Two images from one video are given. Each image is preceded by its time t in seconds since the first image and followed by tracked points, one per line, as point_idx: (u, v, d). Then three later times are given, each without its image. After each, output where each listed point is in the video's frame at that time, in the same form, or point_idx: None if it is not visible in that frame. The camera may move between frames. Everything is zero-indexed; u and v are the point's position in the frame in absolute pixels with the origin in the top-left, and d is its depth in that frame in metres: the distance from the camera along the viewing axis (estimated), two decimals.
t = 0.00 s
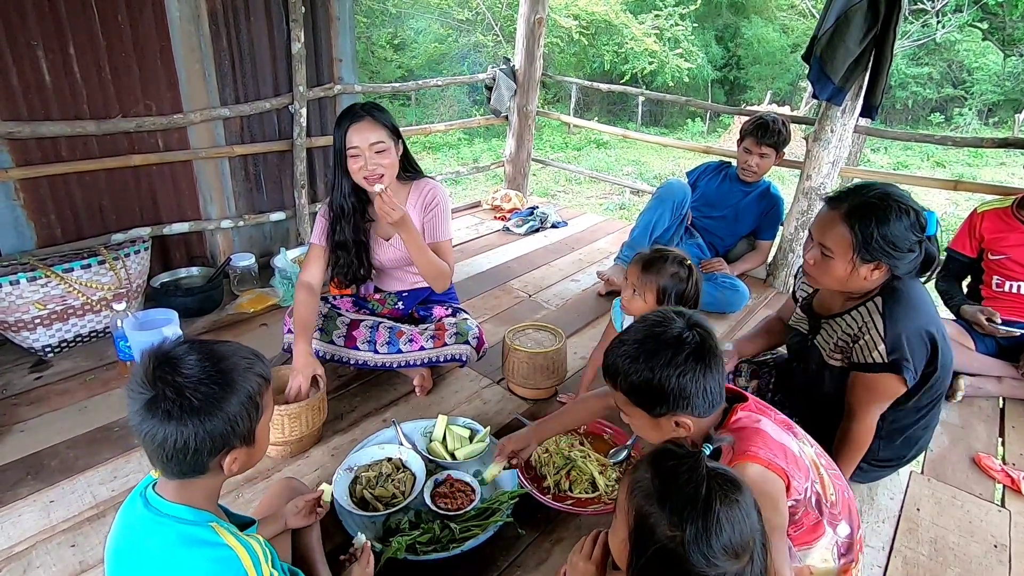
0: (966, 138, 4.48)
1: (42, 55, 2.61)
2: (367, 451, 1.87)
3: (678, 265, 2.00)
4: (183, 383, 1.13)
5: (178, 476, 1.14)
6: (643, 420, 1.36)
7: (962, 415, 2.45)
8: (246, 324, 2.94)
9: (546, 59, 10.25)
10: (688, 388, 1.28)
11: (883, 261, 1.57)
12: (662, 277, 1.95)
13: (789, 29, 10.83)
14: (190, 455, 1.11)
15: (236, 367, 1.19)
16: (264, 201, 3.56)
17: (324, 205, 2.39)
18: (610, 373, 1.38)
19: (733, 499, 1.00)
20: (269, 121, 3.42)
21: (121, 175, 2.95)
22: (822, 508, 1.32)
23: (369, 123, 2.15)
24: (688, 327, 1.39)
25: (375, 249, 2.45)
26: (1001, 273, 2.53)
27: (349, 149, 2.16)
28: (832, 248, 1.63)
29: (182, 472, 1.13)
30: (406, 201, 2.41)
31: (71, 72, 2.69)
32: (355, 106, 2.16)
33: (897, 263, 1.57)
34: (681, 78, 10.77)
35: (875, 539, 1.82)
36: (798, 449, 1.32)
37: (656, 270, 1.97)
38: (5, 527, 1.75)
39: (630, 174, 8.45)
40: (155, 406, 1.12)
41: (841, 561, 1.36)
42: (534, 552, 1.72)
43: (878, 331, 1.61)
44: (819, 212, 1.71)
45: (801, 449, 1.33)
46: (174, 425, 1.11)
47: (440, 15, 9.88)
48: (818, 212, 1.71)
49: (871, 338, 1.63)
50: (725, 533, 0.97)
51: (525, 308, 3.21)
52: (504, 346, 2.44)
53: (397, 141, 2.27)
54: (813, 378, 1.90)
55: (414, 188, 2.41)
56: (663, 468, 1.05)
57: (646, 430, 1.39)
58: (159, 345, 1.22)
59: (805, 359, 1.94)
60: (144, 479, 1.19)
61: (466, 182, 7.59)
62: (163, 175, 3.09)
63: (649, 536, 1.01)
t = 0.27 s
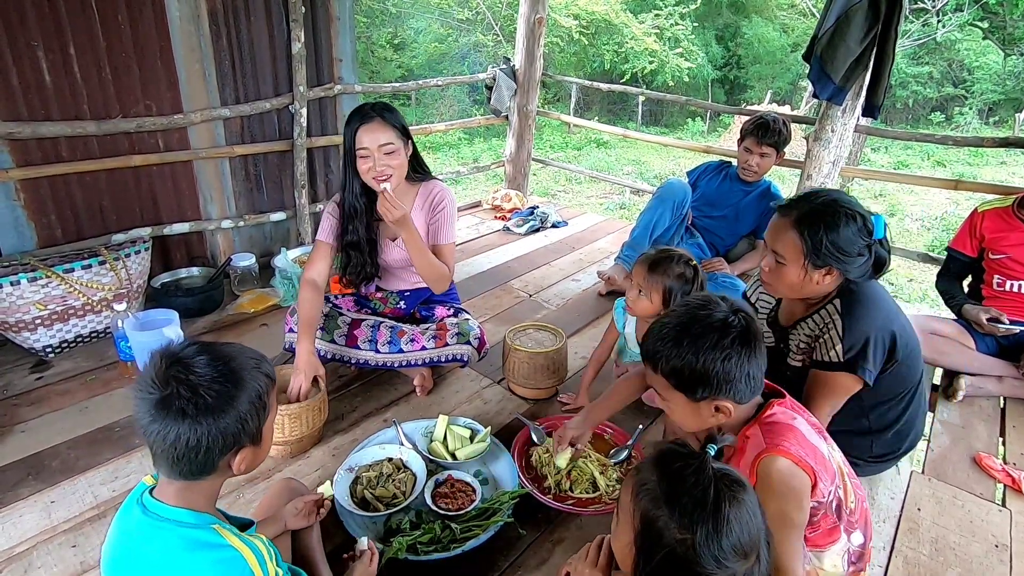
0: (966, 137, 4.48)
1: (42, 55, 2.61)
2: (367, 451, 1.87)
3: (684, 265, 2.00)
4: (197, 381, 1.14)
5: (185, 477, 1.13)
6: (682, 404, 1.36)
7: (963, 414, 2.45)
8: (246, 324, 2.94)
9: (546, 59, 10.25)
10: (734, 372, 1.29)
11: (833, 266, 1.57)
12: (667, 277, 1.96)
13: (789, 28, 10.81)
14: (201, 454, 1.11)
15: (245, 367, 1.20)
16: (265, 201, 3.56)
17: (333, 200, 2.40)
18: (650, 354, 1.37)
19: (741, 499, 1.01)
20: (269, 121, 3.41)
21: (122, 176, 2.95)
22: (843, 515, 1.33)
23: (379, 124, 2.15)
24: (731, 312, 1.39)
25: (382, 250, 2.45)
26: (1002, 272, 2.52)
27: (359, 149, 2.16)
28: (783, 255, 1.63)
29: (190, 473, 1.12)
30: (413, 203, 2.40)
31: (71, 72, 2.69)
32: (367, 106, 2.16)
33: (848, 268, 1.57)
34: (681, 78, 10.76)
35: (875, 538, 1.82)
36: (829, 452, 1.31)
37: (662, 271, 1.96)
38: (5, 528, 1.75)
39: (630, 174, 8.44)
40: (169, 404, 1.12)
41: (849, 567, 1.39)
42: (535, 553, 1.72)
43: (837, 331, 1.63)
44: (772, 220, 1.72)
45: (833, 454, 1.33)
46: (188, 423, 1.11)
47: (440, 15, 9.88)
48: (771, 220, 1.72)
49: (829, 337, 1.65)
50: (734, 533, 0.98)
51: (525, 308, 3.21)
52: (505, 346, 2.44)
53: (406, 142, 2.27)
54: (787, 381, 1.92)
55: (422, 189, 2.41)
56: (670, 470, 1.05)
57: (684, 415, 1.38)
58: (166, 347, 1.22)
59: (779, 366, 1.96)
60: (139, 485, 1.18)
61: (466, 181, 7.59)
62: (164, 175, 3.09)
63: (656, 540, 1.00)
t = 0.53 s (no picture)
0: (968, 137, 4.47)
1: (43, 56, 2.61)
2: (369, 451, 1.87)
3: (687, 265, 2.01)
4: (215, 379, 1.15)
5: (194, 476, 1.12)
6: (710, 393, 1.35)
7: (964, 414, 2.45)
8: (247, 324, 2.94)
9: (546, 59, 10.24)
10: (768, 362, 1.29)
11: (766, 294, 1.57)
12: (669, 277, 1.96)
13: (789, 28, 10.75)
14: (214, 453, 1.11)
15: (259, 368, 1.21)
16: (265, 201, 3.56)
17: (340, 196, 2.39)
18: (683, 339, 1.35)
19: (745, 497, 1.01)
20: (270, 121, 3.42)
21: (123, 176, 2.95)
22: (857, 524, 1.32)
23: (390, 121, 2.16)
24: (765, 300, 1.37)
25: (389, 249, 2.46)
26: (1003, 272, 2.52)
27: (370, 147, 2.17)
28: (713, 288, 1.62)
29: (197, 473, 1.12)
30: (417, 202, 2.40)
31: (72, 72, 2.70)
32: (376, 105, 2.16)
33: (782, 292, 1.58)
34: (681, 78, 10.75)
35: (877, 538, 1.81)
36: (850, 459, 1.31)
37: (663, 270, 1.97)
38: (7, 528, 1.75)
39: (631, 173, 8.43)
40: (187, 401, 1.13)
41: None
42: (536, 553, 1.72)
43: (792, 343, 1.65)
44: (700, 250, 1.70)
45: (854, 460, 1.33)
46: (205, 421, 1.11)
47: (440, 15, 9.87)
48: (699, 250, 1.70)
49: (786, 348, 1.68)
50: (739, 530, 0.98)
51: (526, 308, 3.21)
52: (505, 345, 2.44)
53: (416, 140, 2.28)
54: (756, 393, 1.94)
55: (427, 189, 2.41)
56: (673, 470, 1.04)
57: (711, 406, 1.38)
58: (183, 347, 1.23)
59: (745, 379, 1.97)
60: (138, 488, 1.17)
61: (467, 181, 7.59)
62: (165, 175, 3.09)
63: (661, 540, 1.00)
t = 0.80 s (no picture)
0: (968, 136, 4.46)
1: (44, 57, 2.61)
2: (369, 450, 1.88)
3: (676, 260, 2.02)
4: (209, 377, 1.15)
5: (192, 475, 1.12)
6: (718, 388, 1.34)
7: (965, 414, 2.45)
8: (248, 324, 2.95)
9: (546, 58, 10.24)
10: (780, 358, 1.30)
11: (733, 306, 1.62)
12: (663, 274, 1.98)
13: (789, 27, 10.66)
14: (210, 451, 1.12)
15: (255, 365, 1.21)
16: (266, 201, 3.57)
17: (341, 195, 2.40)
18: (694, 330, 1.35)
19: (745, 500, 1.01)
20: (270, 121, 3.42)
21: (123, 176, 2.96)
22: (863, 530, 1.32)
23: (389, 118, 2.18)
24: (776, 300, 1.41)
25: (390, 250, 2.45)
26: (1004, 271, 2.52)
27: (371, 144, 2.18)
28: (682, 300, 1.65)
29: (196, 472, 1.12)
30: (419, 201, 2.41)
31: (73, 73, 2.70)
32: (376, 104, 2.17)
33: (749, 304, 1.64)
34: (682, 78, 10.75)
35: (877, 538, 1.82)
36: (858, 464, 1.30)
37: (657, 268, 1.99)
38: (8, 528, 1.76)
39: (631, 173, 8.43)
40: (181, 400, 1.13)
41: None
42: (537, 552, 1.72)
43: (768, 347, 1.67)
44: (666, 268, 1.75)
45: (862, 466, 1.33)
46: (200, 419, 1.11)
47: (440, 15, 9.87)
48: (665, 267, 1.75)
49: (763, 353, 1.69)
50: (739, 534, 0.98)
51: (526, 308, 3.21)
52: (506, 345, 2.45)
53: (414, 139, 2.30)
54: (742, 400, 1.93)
55: (428, 188, 2.41)
56: (672, 473, 1.05)
57: (718, 403, 1.37)
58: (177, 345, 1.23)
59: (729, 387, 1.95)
60: (144, 485, 1.18)
61: (467, 181, 7.59)
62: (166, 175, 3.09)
63: (663, 545, 1.00)
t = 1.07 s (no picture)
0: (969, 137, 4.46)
1: (44, 57, 2.61)
2: (369, 451, 1.88)
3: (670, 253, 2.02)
4: (199, 379, 1.14)
5: (189, 476, 1.13)
6: (720, 397, 1.34)
7: (965, 414, 2.44)
8: (248, 324, 2.95)
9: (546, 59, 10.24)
10: (780, 362, 1.30)
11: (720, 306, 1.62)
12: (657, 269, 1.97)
13: (790, 27, 10.70)
14: (205, 453, 1.11)
15: (245, 364, 1.20)
16: (266, 201, 3.56)
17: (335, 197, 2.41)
18: (692, 342, 1.34)
19: (746, 506, 1.01)
20: (271, 121, 3.41)
21: (123, 176, 2.96)
22: (865, 531, 1.33)
23: (377, 121, 2.19)
24: (769, 303, 1.41)
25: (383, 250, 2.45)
26: (1004, 271, 2.52)
27: (360, 146, 2.19)
28: (668, 300, 1.66)
29: (193, 473, 1.12)
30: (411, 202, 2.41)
31: (73, 73, 2.70)
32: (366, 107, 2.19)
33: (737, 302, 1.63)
34: (682, 78, 10.75)
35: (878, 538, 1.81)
36: (860, 465, 1.31)
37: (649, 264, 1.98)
38: (8, 528, 1.76)
39: (631, 174, 8.43)
40: (172, 403, 1.12)
41: None
42: (537, 553, 1.72)
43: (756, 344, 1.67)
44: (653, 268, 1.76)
45: (864, 468, 1.33)
46: (193, 422, 1.11)
47: (440, 15, 9.87)
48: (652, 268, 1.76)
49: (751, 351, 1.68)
50: (740, 540, 0.98)
51: (527, 308, 3.21)
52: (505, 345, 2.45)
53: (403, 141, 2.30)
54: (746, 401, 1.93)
55: (421, 189, 2.42)
56: (672, 479, 1.05)
57: (717, 411, 1.37)
58: (165, 345, 1.22)
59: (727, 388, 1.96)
60: (148, 485, 1.18)
61: (468, 182, 7.60)
62: (166, 175, 3.10)
63: (664, 552, 1.00)
